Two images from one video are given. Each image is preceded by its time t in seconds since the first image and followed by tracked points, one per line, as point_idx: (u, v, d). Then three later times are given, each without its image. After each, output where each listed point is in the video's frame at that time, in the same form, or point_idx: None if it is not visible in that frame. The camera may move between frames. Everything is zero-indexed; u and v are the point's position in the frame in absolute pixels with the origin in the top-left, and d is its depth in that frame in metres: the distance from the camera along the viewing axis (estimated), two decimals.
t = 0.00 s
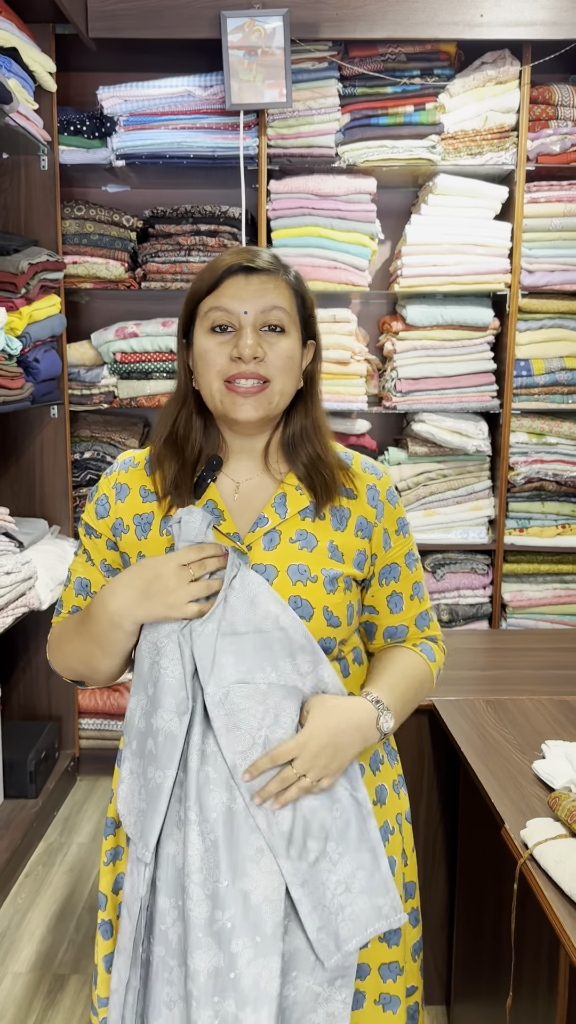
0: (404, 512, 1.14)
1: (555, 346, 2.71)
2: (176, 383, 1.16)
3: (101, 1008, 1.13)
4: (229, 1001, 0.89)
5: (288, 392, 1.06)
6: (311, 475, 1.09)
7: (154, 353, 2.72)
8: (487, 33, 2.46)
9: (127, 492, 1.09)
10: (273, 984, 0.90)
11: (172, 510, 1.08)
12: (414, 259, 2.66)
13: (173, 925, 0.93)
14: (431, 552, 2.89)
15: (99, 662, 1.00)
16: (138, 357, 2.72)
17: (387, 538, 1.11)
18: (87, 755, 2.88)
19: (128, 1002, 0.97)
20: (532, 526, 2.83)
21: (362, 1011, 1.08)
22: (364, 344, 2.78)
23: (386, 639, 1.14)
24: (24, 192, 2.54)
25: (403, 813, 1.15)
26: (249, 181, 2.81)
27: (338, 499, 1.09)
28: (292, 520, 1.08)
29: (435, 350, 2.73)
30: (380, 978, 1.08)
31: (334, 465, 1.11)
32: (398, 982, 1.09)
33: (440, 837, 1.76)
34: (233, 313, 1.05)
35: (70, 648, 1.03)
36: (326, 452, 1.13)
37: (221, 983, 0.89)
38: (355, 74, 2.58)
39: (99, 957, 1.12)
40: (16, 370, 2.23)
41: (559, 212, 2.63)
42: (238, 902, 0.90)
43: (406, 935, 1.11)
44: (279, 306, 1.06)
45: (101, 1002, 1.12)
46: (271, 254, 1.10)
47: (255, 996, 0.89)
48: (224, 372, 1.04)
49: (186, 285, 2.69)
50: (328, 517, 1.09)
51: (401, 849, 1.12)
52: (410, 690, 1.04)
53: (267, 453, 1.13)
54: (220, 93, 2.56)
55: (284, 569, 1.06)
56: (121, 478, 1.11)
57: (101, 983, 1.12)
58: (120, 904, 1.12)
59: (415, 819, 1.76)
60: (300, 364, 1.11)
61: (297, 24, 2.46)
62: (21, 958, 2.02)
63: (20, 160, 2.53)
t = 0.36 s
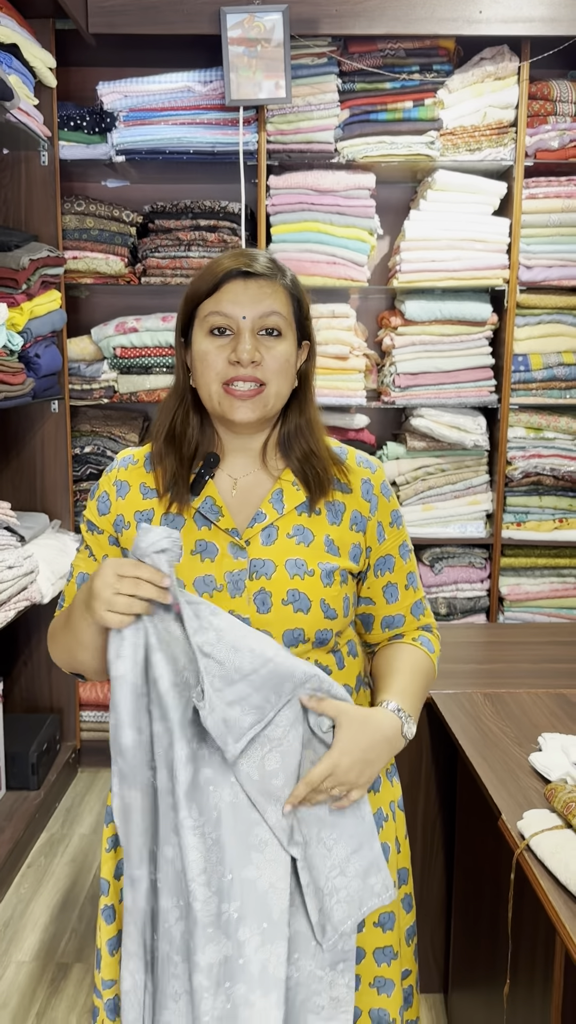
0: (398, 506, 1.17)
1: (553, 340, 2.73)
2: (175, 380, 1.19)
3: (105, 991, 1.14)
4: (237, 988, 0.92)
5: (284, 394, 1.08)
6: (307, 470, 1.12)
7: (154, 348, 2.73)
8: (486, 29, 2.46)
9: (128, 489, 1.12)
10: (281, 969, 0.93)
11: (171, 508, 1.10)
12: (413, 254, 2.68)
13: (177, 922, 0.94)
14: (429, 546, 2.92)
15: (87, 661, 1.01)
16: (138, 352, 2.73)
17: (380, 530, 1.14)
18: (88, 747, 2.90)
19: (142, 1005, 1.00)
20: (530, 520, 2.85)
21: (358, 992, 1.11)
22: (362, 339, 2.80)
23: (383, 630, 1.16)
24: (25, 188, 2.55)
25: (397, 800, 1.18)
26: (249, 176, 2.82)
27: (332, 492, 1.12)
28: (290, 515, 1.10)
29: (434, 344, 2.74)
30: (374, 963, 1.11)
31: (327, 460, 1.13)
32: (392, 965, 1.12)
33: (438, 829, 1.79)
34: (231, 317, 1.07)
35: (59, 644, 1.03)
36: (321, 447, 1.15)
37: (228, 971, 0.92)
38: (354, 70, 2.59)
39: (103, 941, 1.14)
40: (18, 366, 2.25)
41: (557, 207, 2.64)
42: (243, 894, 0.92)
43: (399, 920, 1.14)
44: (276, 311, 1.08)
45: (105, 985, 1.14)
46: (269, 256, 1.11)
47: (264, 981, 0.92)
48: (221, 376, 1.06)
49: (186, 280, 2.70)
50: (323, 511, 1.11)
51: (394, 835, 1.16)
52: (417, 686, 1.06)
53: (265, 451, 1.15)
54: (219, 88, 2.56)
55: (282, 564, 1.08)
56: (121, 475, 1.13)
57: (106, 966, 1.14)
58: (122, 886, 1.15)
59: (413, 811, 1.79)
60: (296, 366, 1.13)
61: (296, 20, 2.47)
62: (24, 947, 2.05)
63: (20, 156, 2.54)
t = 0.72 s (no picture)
0: (386, 493, 1.19)
1: (549, 334, 2.75)
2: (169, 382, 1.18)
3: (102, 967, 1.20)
4: None
5: (284, 387, 1.11)
6: (303, 457, 1.14)
7: (153, 342, 2.75)
8: (483, 24, 2.47)
9: (134, 477, 1.13)
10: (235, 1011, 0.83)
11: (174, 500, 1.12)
12: (411, 248, 2.69)
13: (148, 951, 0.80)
14: (426, 538, 2.94)
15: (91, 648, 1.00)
16: (137, 345, 2.74)
17: (364, 515, 1.16)
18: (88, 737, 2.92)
19: None
20: (526, 513, 2.88)
21: (337, 971, 1.14)
22: (360, 333, 2.81)
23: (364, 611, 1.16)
24: (24, 182, 2.56)
25: (386, 784, 1.21)
26: (247, 170, 2.83)
27: (327, 478, 1.14)
28: (286, 501, 1.12)
29: (431, 338, 2.76)
30: (355, 940, 1.15)
31: (323, 448, 1.15)
32: (373, 942, 1.16)
33: (434, 817, 1.81)
34: (228, 318, 1.08)
35: (67, 633, 1.02)
36: (315, 437, 1.17)
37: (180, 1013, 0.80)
38: (352, 64, 2.60)
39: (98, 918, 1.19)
40: (17, 360, 2.26)
41: (554, 202, 2.66)
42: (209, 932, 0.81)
43: (384, 901, 1.18)
44: (269, 307, 1.10)
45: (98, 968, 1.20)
46: (254, 255, 1.13)
47: None
48: (226, 377, 1.07)
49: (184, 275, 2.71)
50: (319, 497, 1.14)
51: (382, 819, 1.19)
52: (385, 648, 1.02)
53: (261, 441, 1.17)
54: (217, 82, 2.57)
55: (281, 547, 1.10)
56: (129, 462, 1.14)
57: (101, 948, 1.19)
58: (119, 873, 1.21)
59: (409, 799, 1.81)
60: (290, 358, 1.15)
61: (294, 15, 2.47)
62: (25, 936, 2.07)
63: (19, 150, 2.54)
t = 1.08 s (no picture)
0: (372, 481, 1.18)
1: (545, 329, 2.76)
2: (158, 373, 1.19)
3: (102, 952, 1.25)
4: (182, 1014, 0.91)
5: (270, 381, 1.12)
6: (287, 449, 1.15)
7: (150, 335, 2.75)
8: (481, 18, 2.47)
9: (129, 474, 1.16)
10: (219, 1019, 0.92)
11: (165, 493, 1.14)
12: (408, 243, 2.69)
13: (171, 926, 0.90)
14: (423, 533, 2.95)
15: (99, 645, 1.06)
16: (134, 339, 2.74)
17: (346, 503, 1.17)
18: (86, 731, 2.94)
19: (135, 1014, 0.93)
20: (522, 507, 2.89)
21: (329, 950, 1.20)
22: (358, 327, 2.82)
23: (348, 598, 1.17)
24: (21, 175, 2.56)
25: (379, 771, 1.23)
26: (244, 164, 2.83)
27: (313, 467, 1.15)
28: (273, 493, 1.13)
29: (428, 332, 2.77)
30: (346, 920, 1.19)
31: (308, 440, 1.16)
32: (363, 923, 1.20)
33: (430, 809, 1.83)
34: (211, 315, 1.09)
35: (77, 632, 1.07)
36: (299, 427, 1.18)
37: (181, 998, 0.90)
38: (350, 58, 2.60)
39: (100, 905, 1.24)
40: (15, 354, 2.26)
41: (551, 197, 2.66)
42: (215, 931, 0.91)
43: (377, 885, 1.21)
44: (252, 303, 1.10)
45: (103, 946, 1.24)
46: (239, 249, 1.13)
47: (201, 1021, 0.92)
48: (209, 371, 1.08)
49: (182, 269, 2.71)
50: (305, 486, 1.15)
51: (375, 805, 1.21)
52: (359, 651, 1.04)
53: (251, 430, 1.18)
54: (215, 76, 2.57)
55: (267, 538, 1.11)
56: (123, 460, 1.17)
57: (102, 929, 1.24)
58: (118, 855, 1.24)
59: (406, 792, 1.82)
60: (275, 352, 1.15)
61: (292, 8, 2.47)
62: (24, 926, 2.09)
63: (16, 144, 2.55)
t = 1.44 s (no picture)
0: (369, 473, 1.19)
1: (545, 325, 2.76)
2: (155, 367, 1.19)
3: (102, 943, 1.25)
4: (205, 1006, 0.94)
5: (262, 380, 1.12)
6: (282, 442, 1.15)
7: (150, 330, 2.75)
8: (481, 13, 2.47)
9: (127, 469, 1.16)
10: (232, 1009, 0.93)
11: (162, 487, 1.14)
12: (408, 238, 2.69)
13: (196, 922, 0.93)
14: (422, 528, 2.96)
15: (103, 641, 1.07)
16: (133, 334, 2.74)
17: (344, 495, 1.18)
18: (85, 725, 2.94)
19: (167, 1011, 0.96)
20: (521, 503, 2.89)
21: (332, 943, 1.20)
22: (357, 322, 2.82)
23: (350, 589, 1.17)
24: (21, 170, 2.56)
25: (377, 764, 1.24)
26: (244, 159, 2.83)
27: (307, 462, 1.15)
28: (270, 485, 1.13)
29: (427, 328, 2.77)
30: (349, 915, 1.20)
31: (302, 435, 1.16)
32: (366, 918, 1.21)
33: (429, 803, 1.83)
34: (208, 310, 1.09)
35: (81, 627, 1.08)
36: (296, 421, 1.18)
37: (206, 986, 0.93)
38: (350, 53, 2.59)
39: (100, 896, 1.25)
40: (15, 348, 2.26)
41: (550, 193, 2.67)
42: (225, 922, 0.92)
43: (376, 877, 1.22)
44: (249, 302, 1.10)
45: (103, 937, 1.25)
46: (239, 247, 1.13)
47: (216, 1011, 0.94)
48: (202, 368, 1.09)
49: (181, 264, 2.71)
50: (301, 479, 1.15)
51: (374, 796, 1.22)
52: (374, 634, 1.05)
53: (244, 429, 1.18)
54: (215, 71, 2.57)
55: (264, 532, 1.12)
56: (122, 455, 1.17)
57: (102, 921, 1.24)
58: (119, 848, 1.25)
59: (405, 787, 1.83)
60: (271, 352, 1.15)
61: (293, 3, 2.47)
62: (23, 921, 2.09)
63: (16, 139, 2.55)
